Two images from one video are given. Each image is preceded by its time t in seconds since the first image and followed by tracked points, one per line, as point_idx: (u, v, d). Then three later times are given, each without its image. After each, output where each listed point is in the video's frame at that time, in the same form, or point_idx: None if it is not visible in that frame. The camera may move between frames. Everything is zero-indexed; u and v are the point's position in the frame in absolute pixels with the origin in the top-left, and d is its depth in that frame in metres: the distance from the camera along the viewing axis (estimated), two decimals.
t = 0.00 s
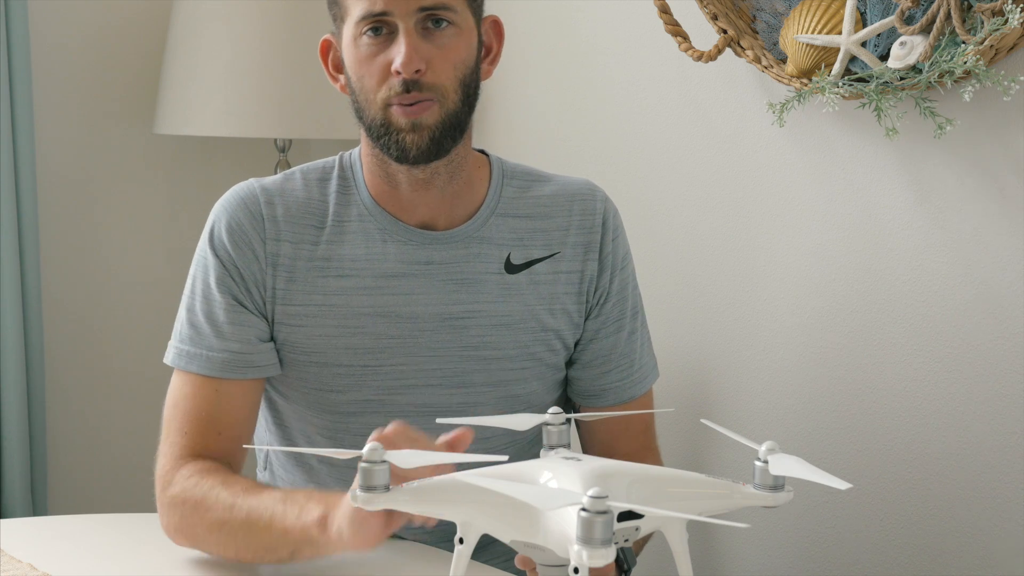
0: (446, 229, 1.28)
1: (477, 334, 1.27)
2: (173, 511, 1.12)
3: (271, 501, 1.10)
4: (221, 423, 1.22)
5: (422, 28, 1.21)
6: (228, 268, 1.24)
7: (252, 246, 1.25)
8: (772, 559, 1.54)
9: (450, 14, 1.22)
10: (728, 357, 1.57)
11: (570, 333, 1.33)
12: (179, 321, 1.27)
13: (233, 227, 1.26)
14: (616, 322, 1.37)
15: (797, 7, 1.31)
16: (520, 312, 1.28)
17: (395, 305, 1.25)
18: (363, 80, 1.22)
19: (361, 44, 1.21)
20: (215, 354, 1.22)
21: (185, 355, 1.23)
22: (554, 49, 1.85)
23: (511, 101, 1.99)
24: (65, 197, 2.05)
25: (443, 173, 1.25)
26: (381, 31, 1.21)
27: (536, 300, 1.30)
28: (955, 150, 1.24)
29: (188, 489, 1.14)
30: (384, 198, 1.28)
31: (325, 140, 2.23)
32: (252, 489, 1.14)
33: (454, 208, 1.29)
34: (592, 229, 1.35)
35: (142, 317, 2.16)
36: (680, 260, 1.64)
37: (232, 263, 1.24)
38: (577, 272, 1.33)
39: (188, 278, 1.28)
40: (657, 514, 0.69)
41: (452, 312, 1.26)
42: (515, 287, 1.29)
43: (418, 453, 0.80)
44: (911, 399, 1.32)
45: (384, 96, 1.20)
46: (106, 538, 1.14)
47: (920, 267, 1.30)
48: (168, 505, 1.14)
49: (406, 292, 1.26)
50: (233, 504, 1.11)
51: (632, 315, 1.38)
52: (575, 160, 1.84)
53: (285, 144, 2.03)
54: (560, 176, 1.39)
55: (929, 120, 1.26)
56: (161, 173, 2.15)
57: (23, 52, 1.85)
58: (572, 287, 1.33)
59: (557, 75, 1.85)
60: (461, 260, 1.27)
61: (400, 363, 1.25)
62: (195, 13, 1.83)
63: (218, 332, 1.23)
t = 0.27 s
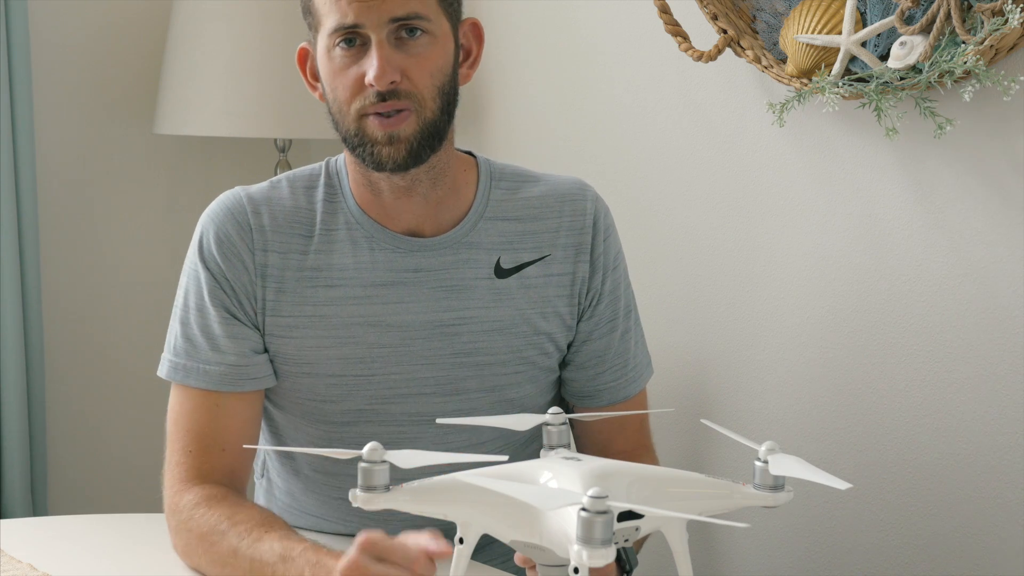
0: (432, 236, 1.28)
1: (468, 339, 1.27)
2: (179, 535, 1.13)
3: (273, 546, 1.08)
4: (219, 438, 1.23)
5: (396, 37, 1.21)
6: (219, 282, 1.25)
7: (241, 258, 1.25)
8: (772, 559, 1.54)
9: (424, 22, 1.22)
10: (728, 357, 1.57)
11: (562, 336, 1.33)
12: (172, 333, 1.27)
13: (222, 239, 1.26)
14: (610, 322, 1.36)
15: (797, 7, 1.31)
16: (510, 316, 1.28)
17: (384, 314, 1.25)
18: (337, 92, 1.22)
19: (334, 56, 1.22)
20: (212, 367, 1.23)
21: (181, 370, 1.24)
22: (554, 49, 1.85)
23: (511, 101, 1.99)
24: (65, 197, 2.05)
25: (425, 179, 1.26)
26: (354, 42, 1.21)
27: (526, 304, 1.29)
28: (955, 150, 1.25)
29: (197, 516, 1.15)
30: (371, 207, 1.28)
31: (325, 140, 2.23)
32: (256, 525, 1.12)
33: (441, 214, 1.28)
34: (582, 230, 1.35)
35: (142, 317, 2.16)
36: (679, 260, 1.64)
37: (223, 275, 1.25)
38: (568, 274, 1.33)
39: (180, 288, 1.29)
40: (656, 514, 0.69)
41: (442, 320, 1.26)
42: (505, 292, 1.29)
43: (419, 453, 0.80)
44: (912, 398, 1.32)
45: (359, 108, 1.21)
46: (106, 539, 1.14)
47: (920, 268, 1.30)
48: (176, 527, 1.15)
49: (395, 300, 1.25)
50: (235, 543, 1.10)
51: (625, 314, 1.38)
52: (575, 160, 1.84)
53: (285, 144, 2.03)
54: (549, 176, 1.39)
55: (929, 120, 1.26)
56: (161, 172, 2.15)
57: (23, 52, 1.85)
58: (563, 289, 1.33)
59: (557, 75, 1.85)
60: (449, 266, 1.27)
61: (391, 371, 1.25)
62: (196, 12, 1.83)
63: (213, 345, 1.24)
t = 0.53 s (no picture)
0: (429, 242, 1.28)
1: (466, 345, 1.27)
2: (171, 542, 1.12)
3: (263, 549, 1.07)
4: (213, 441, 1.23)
5: (388, 46, 1.20)
6: (215, 284, 1.24)
7: (237, 260, 1.25)
8: (772, 559, 1.54)
9: (417, 30, 1.21)
10: (728, 357, 1.57)
11: (561, 341, 1.33)
12: (165, 334, 1.27)
13: (219, 241, 1.26)
14: (608, 328, 1.37)
15: (797, 7, 1.31)
16: (508, 322, 1.28)
17: (382, 319, 1.25)
18: (331, 102, 1.21)
19: (327, 65, 1.21)
20: (205, 370, 1.22)
21: (173, 372, 1.23)
22: (554, 49, 1.85)
23: (511, 101, 1.99)
24: (65, 197, 2.05)
25: (422, 186, 1.25)
26: (347, 51, 1.20)
27: (525, 309, 1.29)
28: (955, 150, 1.25)
29: (185, 521, 1.13)
30: (368, 213, 1.28)
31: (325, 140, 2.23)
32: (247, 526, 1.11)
33: (437, 219, 1.28)
34: (582, 235, 1.35)
35: (142, 317, 2.16)
36: (679, 260, 1.64)
37: (219, 277, 1.25)
38: (567, 279, 1.33)
39: (175, 290, 1.28)
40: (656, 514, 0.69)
41: (440, 325, 1.26)
42: (504, 298, 1.29)
43: (419, 453, 0.80)
44: (911, 398, 1.32)
45: (353, 117, 1.20)
46: (105, 539, 1.14)
47: (920, 268, 1.30)
48: (167, 532, 1.14)
49: (393, 305, 1.25)
50: (226, 549, 1.09)
51: (624, 318, 1.38)
52: (575, 160, 1.84)
53: (285, 144, 2.03)
54: (549, 179, 1.39)
55: (929, 120, 1.26)
56: (161, 172, 2.15)
57: (23, 52, 1.85)
58: (562, 294, 1.33)
59: (557, 75, 1.85)
60: (448, 272, 1.27)
61: (389, 376, 1.25)
62: (196, 12, 1.83)
63: (207, 348, 1.23)
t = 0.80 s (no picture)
0: (433, 241, 1.28)
1: (469, 345, 1.27)
2: (171, 541, 1.13)
3: (263, 549, 1.07)
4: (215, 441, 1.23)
5: (395, 41, 1.21)
6: (218, 284, 1.24)
7: (240, 261, 1.25)
8: (772, 559, 1.54)
9: (424, 26, 1.22)
10: (728, 357, 1.57)
11: (563, 341, 1.33)
12: (169, 334, 1.27)
13: (221, 241, 1.26)
14: (611, 327, 1.36)
15: (797, 7, 1.31)
16: (511, 322, 1.28)
17: (385, 319, 1.25)
18: (337, 97, 1.22)
19: (334, 60, 1.22)
20: (209, 370, 1.22)
21: (177, 372, 1.23)
22: (554, 49, 1.85)
23: (511, 101, 1.99)
24: (65, 197, 2.05)
25: (426, 188, 1.25)
26: (354, 46, 1.21)
27: (527, 309, 1.29)
28: (954, 150, 1.25)
29: (186, 520, 1.13)
30: (371, 214, 1.28)
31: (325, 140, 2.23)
32: (248, 526, 1.12)
33: (440, 219, 1.29)
34: (585, 235, 1.35)
35: (141, 317, 2.16)
36: (679, 260, 1.64)
37: (222, 277, 1.25)
38: (569, 279, 1.33)
39: (178, 290, 1.28)
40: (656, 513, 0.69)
41: (443, 325, 1.26)
42: (507, 297, 1.29)
43: (419, 454, 0.80)
44: (912, 398, 1.32)
45: (358, 112, 1.21)
46: (105, 539, 1.14)
47: (920, 268, 1.30)
48: (168, 531, 1.14)
49: (397, 305, 1.25)
50: (226, 548, 1.09)
51: (626, 318, 1.38)
52: (575, 160, 1.84)
53: (285, 144, 2.03)
54: (552, 177, 1.38)
55: (929, 120, 1.26)
56: (161, 172, 2.15)
57: (23, 52, 1.85)
58: (564, 294, 1.33)
59: (557, 75, 1.85)
60: (451, 271, 1.27)
61: (392, 377, 1.25)
62: (196, 12, 1.83)
63: (210, 348, 1.23)
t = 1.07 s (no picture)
0: (437, 234, 1.28)
1: (472, 337, 1.27)
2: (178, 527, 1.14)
3: (265, 524, 1.08)
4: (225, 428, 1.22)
5: (406, 38, 1.21)
6: (223, 278, 1.24)
7: (245, 256, 1.25)
8: (772, 559, 1.54)
9: (436, 26, 1.22)
10: (728, 357, 1.57)
11: (566, 335, 1.34)
12: (177, 330, 1.27)
13: (227, 236, 1.25)
14: (613, 321, 1.37)
15: (797, 7, 1.31)
16: (515, 314, 1.29)
17: (389, 311, 1.25)
18: (344, 87, 1.22)
19: (344, 50, 1.21)
20: (215, 363, 1.22)
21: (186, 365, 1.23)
22: (554, 49, 1.85)
23: (511, 101, 1.99)
24: (65, 197, 2.05)
25: (429, 180, 1.26)
26: (365, 39, 1.21)
27: (531, 301, 1.30)
28: (954, 150, 1.25)
29: (193, 504, 1.15)
30: (375, 205, 1.28)
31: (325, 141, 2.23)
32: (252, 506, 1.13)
33: (444, 214, 1.29)
34: (587, 229, 1.35)
35: (141, 317, 2.16)
36: (679, 260, 1.64)
37: (227, 272, 1.25)
38: (572, 272, 1.33)
39: (185, 287, 1.28)
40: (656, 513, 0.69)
41: (446, 317, 1.26)
42: (509, 290, 1.29)
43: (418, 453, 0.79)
44: (912, 398, 1.32)
45: (363, 104, 1.20)
46: (106, 539, 1.14)
47: (920, 268, 1.30)
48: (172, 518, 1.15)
49: (401, 297, 1.26)
50: (229, 526, 1.10)
51: (628, 312, 1.39)
52: (575, 161, 1.84)
53: (285, 144, 2.03)
54: (554, 174, 1.39)
55: (929, 120, 1.26)
56: (161, 173, 2.15)
57: (23, 53, 1.85)
58: (567, 287, 1.33)
59: (557, 75, 1.85)
60: (454, 264, 1.27)
61: (395, 369, 1.25)
62: (196, 13, 1.83)
63: (217, 341, 1.23)
